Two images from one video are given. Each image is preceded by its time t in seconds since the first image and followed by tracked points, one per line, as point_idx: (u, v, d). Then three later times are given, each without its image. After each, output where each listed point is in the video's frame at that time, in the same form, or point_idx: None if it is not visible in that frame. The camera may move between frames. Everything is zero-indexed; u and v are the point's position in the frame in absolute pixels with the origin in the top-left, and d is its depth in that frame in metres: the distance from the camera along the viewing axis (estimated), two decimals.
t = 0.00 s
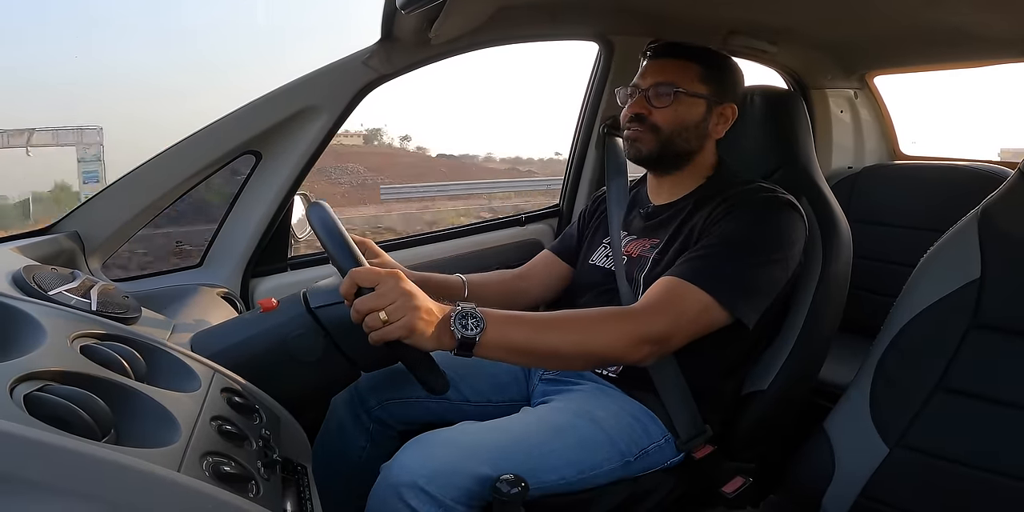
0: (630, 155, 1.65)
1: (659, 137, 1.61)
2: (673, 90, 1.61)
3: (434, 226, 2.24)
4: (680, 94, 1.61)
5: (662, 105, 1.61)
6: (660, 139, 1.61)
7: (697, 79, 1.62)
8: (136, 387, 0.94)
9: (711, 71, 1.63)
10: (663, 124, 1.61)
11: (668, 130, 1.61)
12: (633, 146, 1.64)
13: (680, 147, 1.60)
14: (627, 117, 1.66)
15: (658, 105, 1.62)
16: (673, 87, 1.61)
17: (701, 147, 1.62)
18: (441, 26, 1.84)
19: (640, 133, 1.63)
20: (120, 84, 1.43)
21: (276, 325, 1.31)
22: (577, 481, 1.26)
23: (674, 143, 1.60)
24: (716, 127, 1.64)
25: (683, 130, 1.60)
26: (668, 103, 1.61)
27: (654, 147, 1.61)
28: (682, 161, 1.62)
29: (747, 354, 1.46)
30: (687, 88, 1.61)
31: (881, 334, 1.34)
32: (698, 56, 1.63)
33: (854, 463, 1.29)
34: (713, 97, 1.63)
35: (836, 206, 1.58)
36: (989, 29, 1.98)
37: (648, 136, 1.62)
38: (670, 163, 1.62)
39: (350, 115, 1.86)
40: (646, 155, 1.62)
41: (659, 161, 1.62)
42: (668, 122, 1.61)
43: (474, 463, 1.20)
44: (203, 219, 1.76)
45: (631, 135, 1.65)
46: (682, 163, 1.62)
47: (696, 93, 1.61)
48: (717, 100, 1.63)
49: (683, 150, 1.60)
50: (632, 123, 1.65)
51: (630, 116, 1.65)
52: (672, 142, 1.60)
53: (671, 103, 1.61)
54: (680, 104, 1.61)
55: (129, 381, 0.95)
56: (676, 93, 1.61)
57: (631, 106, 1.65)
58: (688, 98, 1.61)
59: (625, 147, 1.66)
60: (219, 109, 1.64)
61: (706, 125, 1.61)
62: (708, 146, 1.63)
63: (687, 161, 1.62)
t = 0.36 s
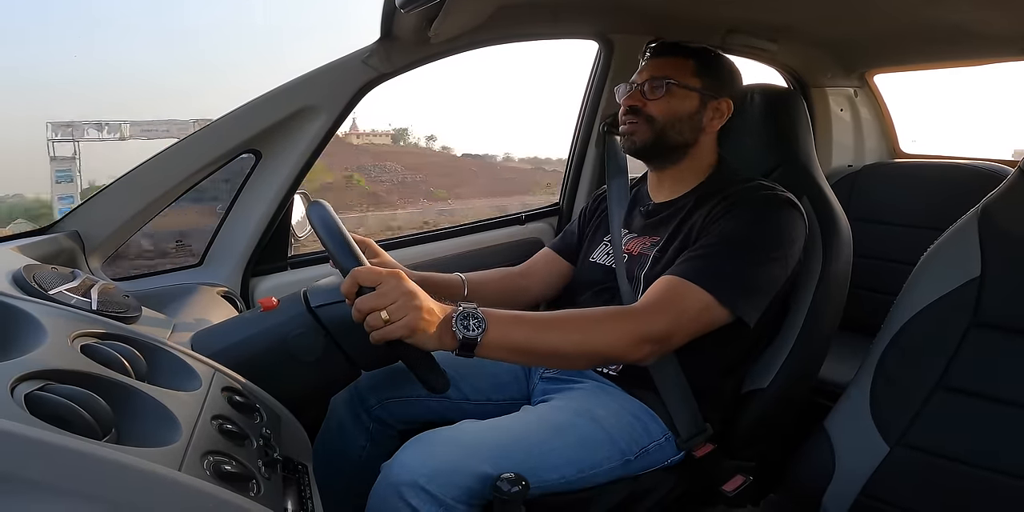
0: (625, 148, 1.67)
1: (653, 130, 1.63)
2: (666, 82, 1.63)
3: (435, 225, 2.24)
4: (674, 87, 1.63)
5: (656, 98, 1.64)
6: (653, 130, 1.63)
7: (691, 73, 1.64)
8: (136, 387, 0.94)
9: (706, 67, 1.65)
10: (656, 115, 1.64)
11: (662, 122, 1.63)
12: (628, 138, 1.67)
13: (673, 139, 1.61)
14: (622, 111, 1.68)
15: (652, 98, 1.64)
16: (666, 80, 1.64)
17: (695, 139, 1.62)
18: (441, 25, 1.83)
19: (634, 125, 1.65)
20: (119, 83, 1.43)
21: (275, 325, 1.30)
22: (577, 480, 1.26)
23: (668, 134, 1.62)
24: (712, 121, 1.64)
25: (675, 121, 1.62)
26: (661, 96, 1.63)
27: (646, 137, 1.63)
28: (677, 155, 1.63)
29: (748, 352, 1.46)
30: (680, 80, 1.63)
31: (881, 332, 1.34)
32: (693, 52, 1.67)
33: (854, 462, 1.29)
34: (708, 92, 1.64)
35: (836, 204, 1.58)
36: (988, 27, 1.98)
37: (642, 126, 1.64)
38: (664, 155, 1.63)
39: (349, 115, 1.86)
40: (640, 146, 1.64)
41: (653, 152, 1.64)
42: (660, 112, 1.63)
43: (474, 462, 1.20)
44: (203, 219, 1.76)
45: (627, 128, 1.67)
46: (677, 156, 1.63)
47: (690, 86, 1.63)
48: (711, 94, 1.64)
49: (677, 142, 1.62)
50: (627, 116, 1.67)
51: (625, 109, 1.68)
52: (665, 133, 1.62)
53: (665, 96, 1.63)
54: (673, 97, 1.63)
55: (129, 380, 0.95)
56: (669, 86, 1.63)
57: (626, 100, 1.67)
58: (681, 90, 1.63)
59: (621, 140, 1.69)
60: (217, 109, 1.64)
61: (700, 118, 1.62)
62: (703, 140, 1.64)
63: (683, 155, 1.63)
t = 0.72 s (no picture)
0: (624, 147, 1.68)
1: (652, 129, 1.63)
2: (666, 82, 1.64)
3: (435, 226, 2.24)
4: (673, 86, 1.63)
5: (655, 97, 1.64)
6: (651, 129, 1.64)
7: (691, 73, 1.64)
8: (136, 387, 0.94)
9: (707, 68, 1.66)
10: (655, 114, 1.64)
11: (660, 121, 1.63)
12: (626, 137, 1.67)
13: (671, 139, 1.61)
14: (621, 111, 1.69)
15: (651, 98, 1.64)
16: (666, 79, 1.64)
17: (694, 140, 1.62)
18: (441, 26, 1.84)
19: (633, 124, 1.66)
20: (120, 83, 1.43)
21: (275, 325, 1.31)
22: (576, 481, 1.26)
23: (666, 134, 1.62)
24: (711, 122, 1.64)
25: (674, 121, 1.62)
26: (660, 95, 1.63)
27: (644, 136, 1.64)
28: (676, 155, 1.63)
29: (748, 353, 1.46)
30: (680, 80, 1.64)
31: (881, 333, 1.34)
32: (693, 52, 1.67)
33: (854, 463, 1.29)
34: (708, 92, 1.64)
35: (836, 205, 1.58)
36: (988, 29, 1.98)
37: (640, 125, 1.65)
38: (662, 154, 1.63)
39: (350, 115, 1.86)
40: (638, 145, 1.65)
41: (651, 151, 1.64)
42: (659, 112, 1.64)
43: (473, 463, 1.20)
44: (203, 219, 1.76)
45: (626, 127, 1.68)
46: (676, 157, 1.63)
47: (689, 86, 1.63)
48: (711, 95, 1.64)
49: (675, 142, 1.62)
50: (626, 116, 1.68)
51: (624, 108, 1.68)
52: (664, 133, 1.62)
53: (664, 95, 1.63)
54: (672, 97, 1.63)
55: (129, 380, 0.95)
56: (668, 85, 1.63)
57: (625, 99, 1.68)
58: (681, 90, 1.63)
59: (619, 139, 1.70)
60: (218, 110, 1.64)
61: (699, 118, 1.62)
62: (703, 140, 1.64)
63: (682, 155, 1.63)
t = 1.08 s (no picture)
0: (626, 148, 1.67)
1: (655, 130, 1.63)
2: (670, 83, 1.63)
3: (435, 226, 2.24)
4: (677, 87, 1.63)
5: (659, 98, 1.63)
6: (655, 131, 1.63)
7: (694, 75, 1.64)
8: (136, 387, 0.94)
9: (710, 69, 1.65)
10: (659, 116, 1.63)
11: (664, 122, 1.62)
12: (629, 139, 1.66)
13: (675, 141, 1.61)
14: (623, 111, 1.68)
15: (654, 99, 1.64)
16: (670, 80, 1.63)
17: (697, 141, 1.62)
18: (440, 25, 1.84)
19: (636, 125, 1.65)
20: (119, 84, 1.43)
21: (275, 325, 1.30)
22: (577, 482, 1.26)
23: (670, 135, 1.62)
24: (713, 123, 1.64)
25: (678, 123, 1.61)
26: (664, 96, 1.63)
27: (648, 139, 1.63)
28: (678, 157, 1.63)
29: (747, 353, 1.47)
30: (684, 82, 1.63)
31: (881, 333, 1.34)
32: (696, 53, 1.66)
33: (854, 462, 1.29)
34: (710, 93, 1.64)
35: (836, 204, 1.58)
36: (988, 28, 1.98)
37: (644, 128, 1.64)
38: (666, 157, 1.63)
39: (350, 115, 1.86)
40: (641, 148, 1.64)
41: (654, 154, 1.63)
42: (663, 114, 1.63)
43: (474, 464, 1.20)
44: (203, 220, 1.76)
45: (628, 128, 1.67)
46: (678, 158, 1.63)
47: (692, 87, 1.63)
48: (714, 96, 1.64)
49: (679, 143, 1.61)
50: (628, 117, 1.67)
51: (627, 109, 1.67)
52: (668, 135, 1.62)
53: (668, 96, 1.63)
54: (676, 98, 1.63)
55: (130, 381, 0.95)
56: (672, 87, 1.63)
57: (627, 100, 1.67)
58: (685, 92, 1.63)
59: (621, 141, 1.68)
60: (217, 110, 1.64)
61: (702, 120, 1.63)
62: (704, 142, 1.64)
63: (685, 156, 1.63)
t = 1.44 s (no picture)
0: (631, 148, 1.67)
1: (660, 133, 1.62)
2: (678, 86, 1.62)
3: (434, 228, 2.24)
4: (685, 91, 1.61)
5: (666, 101, 1.62)
6: (660, 134, 1.62)
7: (703, 79, 1.62)
8: (135, 389, 0.94)
9: (718, 74, 1.64)
10: (665, 119, 1.62)
11: (670, 126, 1.62)
12: (634, 140, 1.66)
13: (680, 145, 1.61)
14: (629, 112, 1.68)
15: (662, 101, 1.62)
16: (678, 84, 1.62)
17: (701, 147, 1.62)
18: (440, 28, 1.84)
19: (641, 127, 1.64)
20: (119, 86, 1.43)
21: (274, 328, 1.30)
22: (577, 484, 1.26)
23: (674, 140, 1.61)
24: (718, 129, 1.64)
25: (685, 128, 1.61)
26: (672, 100, 1.61)
27: (653, 141, 1.62)
28: (682, 160, 1.63)
29: (746, 355, 1.47)
30: (692, 86, 1.62)
31: (880, 335, 1.34)
32: (706, 57, 1.65)
33: (854, 465, 1.28)
34: (718, 98, 1.64)
35: (836, 207, 1.57)
36: (987, 31, 1.98)
37: (650, 130, 1.63)
38: (669, 160, 1.63)
39: (350, 117, 1.86)
40: (646, 150, 1.64)
41: (658, 156, 1.63)
42: (669, 117, 1.62)
43: (473, 467, 1.20)
44: (202, 223, 1.76)
45: (634, 129, 1.66)
46: (681, 163, 1.63)
47: (701, 92, 1.62)
48: (720, 102, 1.64)
49: (683, 148, 1.61)
50: (634, 118, 1.66)
51: (633, 110, 1.67)
52: (673, 139, 1.61)
53: (676, 100, 1.61)
54: (683, 102, 1.61)
55: (129, 383, 0.94)
56: (681, 91, 1.61)
57: (634, 101, 1.66)
58: (693, 96, 1.62)
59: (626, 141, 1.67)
60: (216, 112, 1.64)
61: (708, 125, 1.62)
62: (709, 146, 1.64)
63: (688, 161, 1.63)
